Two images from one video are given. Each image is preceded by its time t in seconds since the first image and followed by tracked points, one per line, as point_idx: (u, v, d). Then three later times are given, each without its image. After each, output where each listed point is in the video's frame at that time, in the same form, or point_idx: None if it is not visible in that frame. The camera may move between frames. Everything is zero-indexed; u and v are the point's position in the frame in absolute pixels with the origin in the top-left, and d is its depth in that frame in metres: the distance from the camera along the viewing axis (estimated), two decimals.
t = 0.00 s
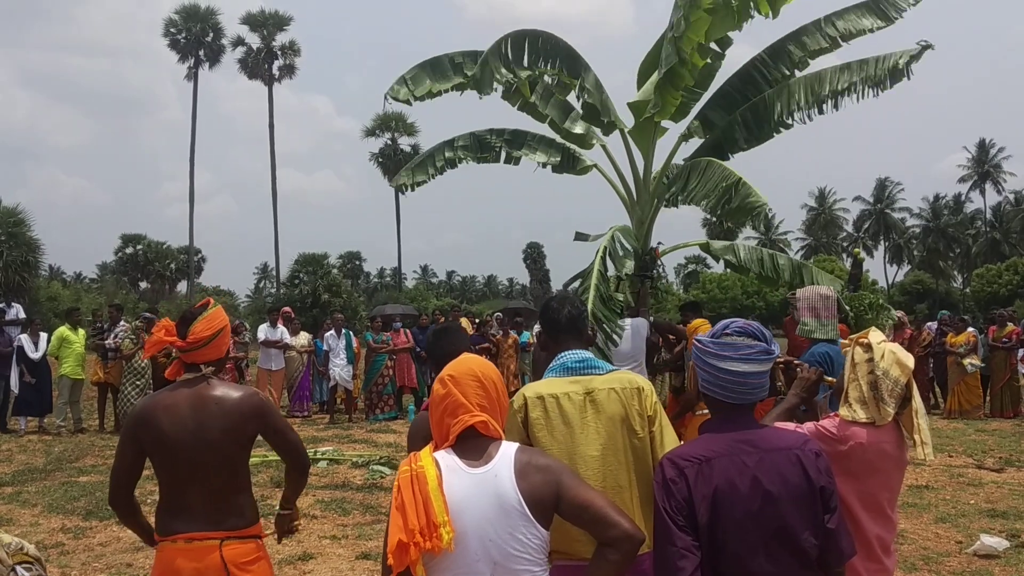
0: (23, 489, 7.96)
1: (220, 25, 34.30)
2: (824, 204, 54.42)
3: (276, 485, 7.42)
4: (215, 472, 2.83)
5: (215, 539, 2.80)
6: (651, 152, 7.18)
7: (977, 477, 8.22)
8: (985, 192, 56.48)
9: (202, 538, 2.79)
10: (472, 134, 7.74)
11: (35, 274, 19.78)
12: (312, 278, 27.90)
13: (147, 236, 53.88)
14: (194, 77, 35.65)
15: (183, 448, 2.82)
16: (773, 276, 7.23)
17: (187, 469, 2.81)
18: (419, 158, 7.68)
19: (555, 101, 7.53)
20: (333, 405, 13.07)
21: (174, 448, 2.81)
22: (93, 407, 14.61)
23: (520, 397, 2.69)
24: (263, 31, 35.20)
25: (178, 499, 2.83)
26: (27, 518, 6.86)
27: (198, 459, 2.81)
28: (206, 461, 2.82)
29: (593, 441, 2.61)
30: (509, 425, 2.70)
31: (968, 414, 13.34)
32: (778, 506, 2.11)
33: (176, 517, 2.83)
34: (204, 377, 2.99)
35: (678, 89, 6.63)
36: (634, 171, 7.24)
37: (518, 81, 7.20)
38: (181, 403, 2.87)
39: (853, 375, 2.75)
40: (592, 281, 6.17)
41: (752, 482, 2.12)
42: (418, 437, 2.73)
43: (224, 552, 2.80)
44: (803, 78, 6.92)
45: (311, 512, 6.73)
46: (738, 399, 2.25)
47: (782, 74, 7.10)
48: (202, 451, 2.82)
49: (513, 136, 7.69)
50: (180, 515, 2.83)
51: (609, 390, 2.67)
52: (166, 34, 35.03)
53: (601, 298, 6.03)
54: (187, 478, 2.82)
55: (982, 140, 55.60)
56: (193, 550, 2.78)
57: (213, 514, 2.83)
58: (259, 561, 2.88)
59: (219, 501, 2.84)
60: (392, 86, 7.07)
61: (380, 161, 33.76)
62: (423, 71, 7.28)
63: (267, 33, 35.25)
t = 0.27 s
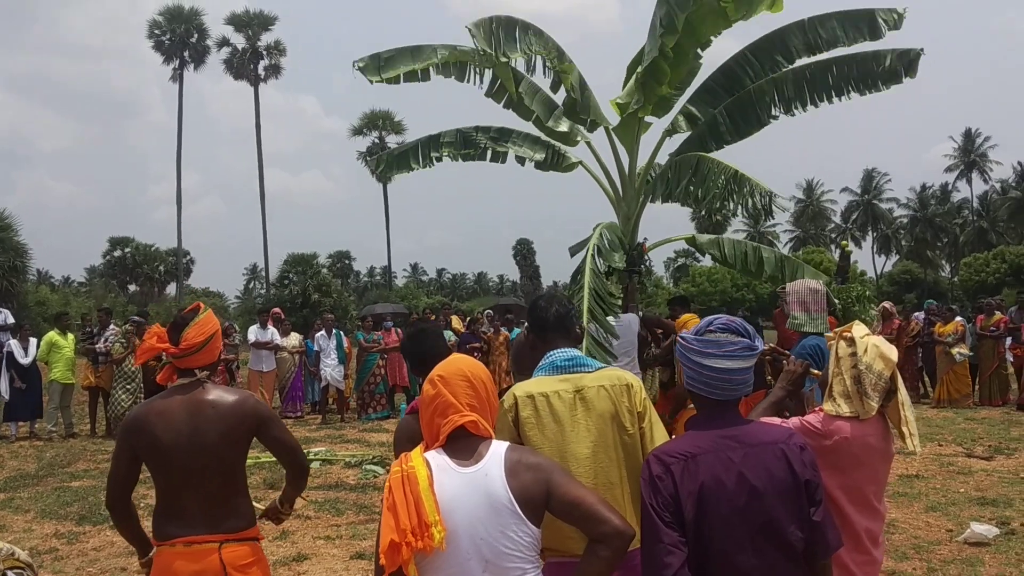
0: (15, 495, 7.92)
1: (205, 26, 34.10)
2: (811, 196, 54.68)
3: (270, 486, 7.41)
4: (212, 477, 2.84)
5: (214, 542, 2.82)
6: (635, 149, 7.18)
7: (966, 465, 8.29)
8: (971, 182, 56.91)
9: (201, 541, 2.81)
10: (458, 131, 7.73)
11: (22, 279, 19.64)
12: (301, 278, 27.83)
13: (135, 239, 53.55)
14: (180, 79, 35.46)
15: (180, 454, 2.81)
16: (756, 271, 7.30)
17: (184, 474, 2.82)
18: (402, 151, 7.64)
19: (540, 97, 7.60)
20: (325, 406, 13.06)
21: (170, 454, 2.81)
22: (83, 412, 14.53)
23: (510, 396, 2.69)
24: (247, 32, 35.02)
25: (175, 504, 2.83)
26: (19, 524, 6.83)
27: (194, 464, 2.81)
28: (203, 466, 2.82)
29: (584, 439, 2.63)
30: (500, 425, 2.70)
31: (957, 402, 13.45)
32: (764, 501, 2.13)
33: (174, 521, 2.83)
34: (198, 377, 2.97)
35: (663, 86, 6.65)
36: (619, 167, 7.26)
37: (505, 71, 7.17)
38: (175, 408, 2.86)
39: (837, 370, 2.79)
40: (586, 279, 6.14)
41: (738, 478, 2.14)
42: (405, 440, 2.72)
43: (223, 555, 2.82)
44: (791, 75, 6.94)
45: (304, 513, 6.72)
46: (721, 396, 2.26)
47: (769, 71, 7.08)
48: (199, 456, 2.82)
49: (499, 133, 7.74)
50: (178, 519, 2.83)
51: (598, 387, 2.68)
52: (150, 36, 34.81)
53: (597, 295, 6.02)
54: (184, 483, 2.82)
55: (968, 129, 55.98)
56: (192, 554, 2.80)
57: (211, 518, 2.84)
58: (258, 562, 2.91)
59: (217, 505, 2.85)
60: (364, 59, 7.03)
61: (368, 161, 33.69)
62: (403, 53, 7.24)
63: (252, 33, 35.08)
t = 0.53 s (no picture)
0: None
1: (182, 20, 33.71)
2: (793, 184, 55.04)
3: (255, 479, 7.38)
4: (203, 469, 2.83)
5: (206, 534, 2.81)
6: (614, 137, 7.20)
7: (947, 448, 8.41)
8: (949, 169, 57.52)
9: (193, 533, 2.80)
10: (436, 124, 7.71)
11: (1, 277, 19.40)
12: (284, 273, 27.67)
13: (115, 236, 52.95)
14: (158, 74, 35.06)
15: (171, 447, 2.80)
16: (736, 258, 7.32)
17: (175, 467, 2.81)
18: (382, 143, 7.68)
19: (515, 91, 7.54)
20: (310, 399, 13.01)
21: (160, 446, 2.80)
22: (65, 409, 14.39)
23: (495, 382, 2.71)
24: (226, 25, 34.66)
25: (166, 497, 2.82)
26: (2, 522, 6.77)
27: (185, 456, 2.81)
28: (194, 458, 2.82)
29: (568, 422, 2.64)
30: (484, 410, 2.71)
31: (937, 387, 13.63)
32: (743, 479, 2.15)
33: (165, 515, 2.82)
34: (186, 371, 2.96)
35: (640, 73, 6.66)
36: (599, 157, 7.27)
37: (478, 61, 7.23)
38: (164, 401, 2.85)
39: (814, 353, 2.81)
40: (571, 268, 6.17)
41: (717, 457, 2.16)
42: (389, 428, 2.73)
43: (216, 546, 2.82)
44: (770, 62, 6.99)
45: (290, 505, 6.71)
46: (700, 377, 2.29)
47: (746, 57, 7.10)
48: (190, 448, 2.81)
49: (477, 126, 7.66)
50: (169, 513, 2.82)
51: (582, 371, 2.71)
52: (126, 30, 34.36)
53: (582, 283, 6.04)
54: (175, 476, 2.81)
55: (946, 117, 56.53)
56: (185, 546, 2.79)
57: (203, 510, 2.84)
58: (250, 553, 2.91)
59: (208, 497, 2.84)
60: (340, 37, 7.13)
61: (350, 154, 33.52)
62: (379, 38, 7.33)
63: (231, 27, 34.72)
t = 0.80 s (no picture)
0: None
1: (172, 10, 33.45)
2: (784, 180, 55.22)
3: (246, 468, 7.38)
4: (208, 454, 2.84)
5: (213, 519, 2.83)
6: (606, 129, 7.21)
7: (935, 440, 8.48)
8: (938, 166, 57.84)
9: (199, 519, 2.81)
10: (426, 120, 7.68)
11: None
12: (274, 266, 27.56)
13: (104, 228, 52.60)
14: (147, 65, 34.81)
15: (176, 432, 2.80)
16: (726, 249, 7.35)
17: (180, 453, 2.81)
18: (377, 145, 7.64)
19: (508, 80, 7.53)
20: (301, 391, 13.00)
21: (166, 432, 2.79)
22: (55, 400, 14.31)
23: (490, 364, 2.76)
24: (216, 16, 34.42)
25: (170, 482, 2.82)
26: None
27: (191, 442, 2.81)
28: (200, 444, 2.83)
29: (562, 405, 2.69)
30: (480, 392, 2.77)
31: (925, 380, 13.73)
32: (734, 459, 2.17)
33: (170, 499, 2.82)
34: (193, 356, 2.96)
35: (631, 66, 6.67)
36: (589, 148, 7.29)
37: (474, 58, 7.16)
38: (169, 386, 2.83)
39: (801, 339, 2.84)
40: (562, 258, 6.21)
41: (708, 438, 2.18)
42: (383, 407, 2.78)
43: (221, 530, 2.83)
44: (760, 52, 6.97)
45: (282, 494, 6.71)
46: (693, 358, 2.30)
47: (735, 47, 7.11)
48: (196, 434, 2.81)
49: (467, 119, 7.66)
50: (174, 497, 2.82)
51: (576, 354, 2.74)
52: (116, 21, 34.08)
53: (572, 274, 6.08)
54: (180, 461, 2.81)
55: (937, 114, 56.79)
56: (191, 531, 2.80)
57: (208, 495, 2.85)
58: (254, 537, 2.92)
59: (213, 483, 2.85)
60: (335, 41, 6.96)
61: (340, 147, 33.39)
62: (373, 37, 7.20)
63: (221, 18, 34.48)
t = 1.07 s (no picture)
0: None
1: None
2: (771, 177, 55.46)
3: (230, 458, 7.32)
4: (208, 444, 2.81)
5: (211, 507, 2.81)
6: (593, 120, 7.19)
7: (917, 436, 8.56)
8: (924, 165, 58.28)
9: (197, 508, 2.79)
10: (411, 116, 7.62)
11: None
12: (260, 257, 27.39)
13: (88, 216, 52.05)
14: (133, 52, 34.42)
15: (178, 420, 2.77)
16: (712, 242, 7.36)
17: (181, 442, 2.78)
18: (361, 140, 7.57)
19: (496, 72, 7.47)
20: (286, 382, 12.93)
21: (167, 420, 2.77)
22: (36, 388, 14.14)
23: (481, 352, 2.73)
24: (203, 4, 34.06)
25: (169, 471, 2.80)
26: None
27: (191, 431, 2.78)
28: (202, 434, 2.79)
29: (553, 393, 2.69)
30: (470, 379, 2.73)
31: (909, 376, 13.85)
32: (724, 447, 2.17)
33: (169, 487, 2.80)
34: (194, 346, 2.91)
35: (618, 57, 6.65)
36: (577, 140, 7.27)
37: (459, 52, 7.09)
38: (172, 374, 2.80)
39: (784, 333, 2.90)
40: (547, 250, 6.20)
41: (698, 425, 2.18)
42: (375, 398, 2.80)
43: (220, 519, 2.81)
44: (745, 44, 6.98)
45: (266, 484, 6.67)
46: (683, 346, 2.30)
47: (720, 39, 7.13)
48: (197, 423, 2.78)
49: (453, 114, 7.62)
50: (174, 486, 2.80)
51: (568, 342, 2.75)
52: (101, 7, 33.65)
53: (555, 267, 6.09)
54: (180, 450, 2.79)
55: (923, 113, 57.19)
56: (188, 519, 2.78)
57: (207, 485, 2.82)
58: (252, 524, 2.91)
59: (213, 473, 2.83)
60: (317, 37, 6.91)
61: (328, 138, 33.19)
62: (357, 33, 7.14)
63: (208, 6, 34.11)
